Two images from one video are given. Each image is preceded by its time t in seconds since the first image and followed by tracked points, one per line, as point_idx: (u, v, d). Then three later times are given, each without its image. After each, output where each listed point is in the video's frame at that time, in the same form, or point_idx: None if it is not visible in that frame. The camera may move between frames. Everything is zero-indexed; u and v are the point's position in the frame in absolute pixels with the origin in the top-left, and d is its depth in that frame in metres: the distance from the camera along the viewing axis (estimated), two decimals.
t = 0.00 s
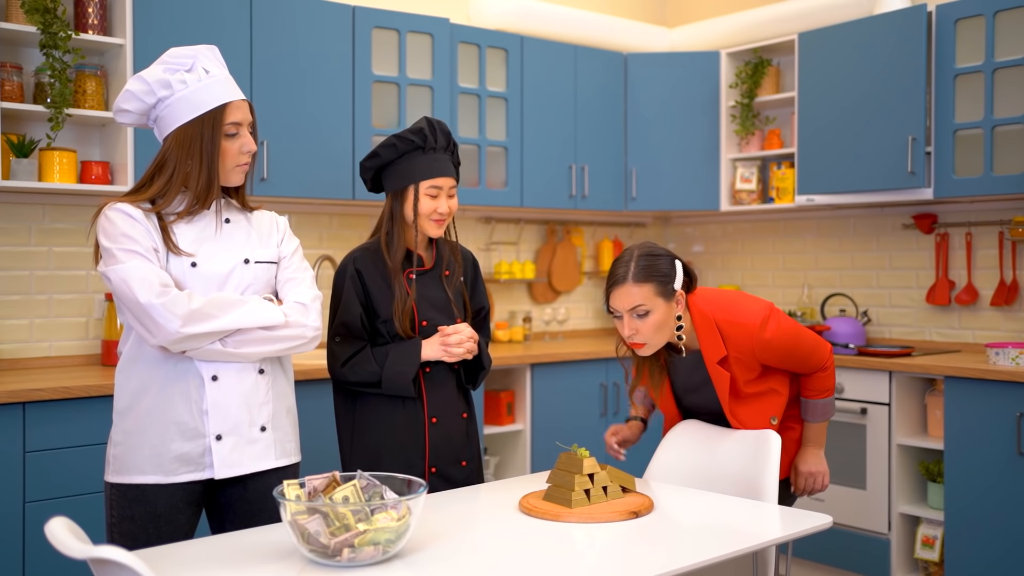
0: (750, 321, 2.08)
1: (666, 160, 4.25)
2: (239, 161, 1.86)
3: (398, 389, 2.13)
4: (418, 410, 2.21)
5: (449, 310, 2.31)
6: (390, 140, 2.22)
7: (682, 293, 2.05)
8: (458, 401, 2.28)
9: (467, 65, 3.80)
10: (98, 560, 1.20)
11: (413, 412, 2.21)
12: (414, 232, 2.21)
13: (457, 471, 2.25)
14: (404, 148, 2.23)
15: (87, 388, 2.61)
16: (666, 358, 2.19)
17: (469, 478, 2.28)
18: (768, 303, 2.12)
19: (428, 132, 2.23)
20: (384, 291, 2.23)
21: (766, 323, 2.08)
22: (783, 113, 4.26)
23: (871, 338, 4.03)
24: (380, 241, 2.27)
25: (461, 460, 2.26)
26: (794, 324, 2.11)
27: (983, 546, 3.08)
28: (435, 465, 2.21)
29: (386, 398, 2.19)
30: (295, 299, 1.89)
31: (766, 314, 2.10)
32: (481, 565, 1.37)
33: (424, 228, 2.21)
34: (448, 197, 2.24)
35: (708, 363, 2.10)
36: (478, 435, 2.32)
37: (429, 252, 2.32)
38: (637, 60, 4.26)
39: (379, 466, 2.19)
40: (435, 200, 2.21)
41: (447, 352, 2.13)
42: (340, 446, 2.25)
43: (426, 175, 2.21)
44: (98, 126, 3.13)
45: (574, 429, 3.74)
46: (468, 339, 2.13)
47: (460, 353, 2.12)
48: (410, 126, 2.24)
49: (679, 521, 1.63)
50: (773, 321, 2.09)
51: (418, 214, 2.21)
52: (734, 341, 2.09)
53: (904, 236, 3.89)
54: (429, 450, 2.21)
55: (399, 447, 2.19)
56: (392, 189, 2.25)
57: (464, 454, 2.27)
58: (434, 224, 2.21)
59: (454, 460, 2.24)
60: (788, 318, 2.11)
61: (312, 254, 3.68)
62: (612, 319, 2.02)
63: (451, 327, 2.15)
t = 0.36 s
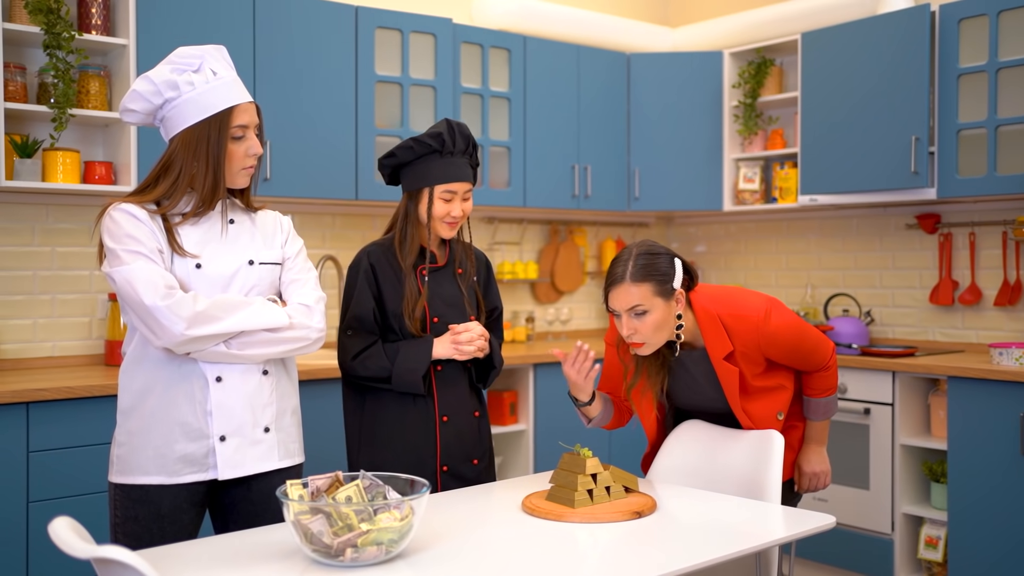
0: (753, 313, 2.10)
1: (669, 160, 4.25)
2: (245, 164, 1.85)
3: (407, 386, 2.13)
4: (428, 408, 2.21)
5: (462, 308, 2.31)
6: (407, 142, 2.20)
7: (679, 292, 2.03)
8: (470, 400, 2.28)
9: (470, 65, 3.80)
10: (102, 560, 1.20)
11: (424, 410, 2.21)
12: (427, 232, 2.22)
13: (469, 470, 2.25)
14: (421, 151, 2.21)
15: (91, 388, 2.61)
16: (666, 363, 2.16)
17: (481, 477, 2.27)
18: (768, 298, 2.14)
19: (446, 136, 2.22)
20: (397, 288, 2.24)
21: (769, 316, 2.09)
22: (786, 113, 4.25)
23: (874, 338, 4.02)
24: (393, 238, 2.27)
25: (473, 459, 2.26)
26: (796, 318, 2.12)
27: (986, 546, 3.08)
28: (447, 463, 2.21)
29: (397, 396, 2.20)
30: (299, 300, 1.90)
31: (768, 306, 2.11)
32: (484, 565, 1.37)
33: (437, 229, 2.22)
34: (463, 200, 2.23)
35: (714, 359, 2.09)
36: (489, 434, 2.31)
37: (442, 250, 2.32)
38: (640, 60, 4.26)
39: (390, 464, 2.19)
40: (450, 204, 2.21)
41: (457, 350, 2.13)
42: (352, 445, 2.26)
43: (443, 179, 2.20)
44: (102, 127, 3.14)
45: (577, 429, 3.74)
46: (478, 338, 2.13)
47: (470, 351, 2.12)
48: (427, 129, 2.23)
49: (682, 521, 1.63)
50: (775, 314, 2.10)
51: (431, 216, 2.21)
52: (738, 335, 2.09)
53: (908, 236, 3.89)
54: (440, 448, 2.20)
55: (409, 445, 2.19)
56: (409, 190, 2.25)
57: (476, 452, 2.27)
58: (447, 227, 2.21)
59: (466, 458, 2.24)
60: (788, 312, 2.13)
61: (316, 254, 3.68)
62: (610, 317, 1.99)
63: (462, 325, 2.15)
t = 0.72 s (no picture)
0: (754, 317, 2.09)
1: (669, 159, 4.25)
2: (246, 165, 1.85)
3: (419, 383, 2.13)
4: (439, 405, 2.21)
5: (477, 308, 2.31)
6: (418, 144, 2.22)
7: (682, 293, 2.02)
8: (482, 399, 2.27)
9: (471, 65, 3.80)
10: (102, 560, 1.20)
11: (435, 408, 2.21)
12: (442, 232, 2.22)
13: (479, 468, 2.25)
14: (431, 152, 2.23)
15: (91, 388, 2.61)
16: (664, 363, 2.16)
17: (491, 475, 2.27)
18: (770, 300, 2.13)
19: (455, 136, 2.22)
20: (413, 286, 2.24)
21: (770, 319, 2.09)
22: (786, 113, 4.25)
23: (875, 338, 4.02)
24: (411, 237, 2.28)
25: (483, 458, 2.26)
26: (797, 321, 2.12)
27: (988, 547, 3.08)
28: (456, 460, 2.22)
29: (409, 392, 2.20)
30: (298, 301, 1.90)
31: (769, 309, 2.11)
32: (484, 565, 1.37)
33: (452, 229, 2.21)
34: (477, 199, 2.22)
35: (714, 362, 2.08)
36: (500, 433, 2.31)
37: (460, 250, 2.31)
38: (641, 60, 4.26)
39: (400, 462, 2.19)
40: (463, 203, 2.20)
41: (470, 348, 2.12)
42: (362, 441, 2.26)
43: (454, 178, 2.20)
44: (102, 127, 3.14)
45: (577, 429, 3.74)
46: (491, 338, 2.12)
47: (483, 349, 2.11)
48: (438, 130, 2.23)
49: (682, 521, 1.63)
50: (776, 317, 2.09)
51: (446, 216, 2.21)
52: (739, 337, 2.09)
53: (908, 236, 3.89)
54: (450, 446, 2.21)
55: (419, 443, 2.19)
56: (423, 190, 2.26)
57: (487, 451, 2.27)
58: (462, 227, 2.20)
59: (476, 457, 2.24)
60: (790, 314, 2.12)
61: (316, 253, 3.69)
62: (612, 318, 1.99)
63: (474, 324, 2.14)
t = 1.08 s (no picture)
0: (760, 307, 2.09)
1: (670, 159, 4.25)
2: (261, 165, 1.84)
3: (421, 382, 2.13)
4: (440, 405, 2.21)
5: (479, 307, 2.31)
6: (416, 142, 2.23)
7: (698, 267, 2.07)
8: (483, 399, 2.27)
9: (470, 65, 3.80)
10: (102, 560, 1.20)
11: (436, 408, 2.21)
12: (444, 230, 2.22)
13: (481, 468, 2.25)
14: (429, 150, 2.23)
15: (91, 388, 2.61)
16: (667, 342, 2.18)
17: (493, 475, 2.27)
18: (777, 295, 2.14)
19: (453, 132, 2.22)
20: (415, 286, 2.24)
21: (775, 312, 2.09)
22: (786, 113, 4.25)
23: (875, 338, 4.02)
24: (412, 236, 2.28)
25: (485, 458, 2.26)
26: (802, 318, 2.12)
27: (989, 547, 3.08)
28: (458, 460, 2.22)
29: (412, 392, 2.21)
30: (299, 307, 1.90)
31: (776, 302, 2.12)
32: (484, 565, 1.37)
33: (454, 227, 2.20)
34: (477, 194, 2.23)
35: (716, 347, 2.10)
36: (502, 432, 2.31)
37: (462, 249, 2.31)
38: (641, 60, 4.26)
39: (403, 461, 2.19)
40: (463, 199, 2.20)
41: (472, 348, 2.11)
42: (366, 442, 2.26)
43: (453, 174, 2.20)
44: (102, 127, 3.14)
45: (577, 429, 3.74)
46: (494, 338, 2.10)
47: (485, 349, 2.10)
48: (434, 127, 2.23)
49: (682, 521, 1.62)
50: (781, 311, 2.10)
51: (447, 214, 2.21)
52: (743, 327, 2.09)
53: (908, 236, 3.89)
54: (452, 445, 2.21)
55: (420, 442, 2.19)
56: (423, 189, 2.26)
57: (489, 451, 2.26)
58: (464, 224, 2.20)
59: (478, 457, 2.24)
60: (796, 311, 2.12)
61: (316, 253, 3.69)
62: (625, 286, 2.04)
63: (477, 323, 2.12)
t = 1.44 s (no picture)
0: (777, 289, 2.14)
1: (670, 159, 4.25)
2: (273, 160, 1.86)
3: (417, 382, 2.13)
4: (436, 405, 2.21)
5: (477, 307, 2.31)
6: (407, 144, 2.23)
7: (728, 231, 2.15)
8: (480, 400, 2.27)
9: (470, 65, 3.80)
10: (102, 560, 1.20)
11: (433, 409, 2.21)
12: (442, 229, 2.21)
13: (476, 470, 2.25)
14: (422, 151, 2.23)
15: (91, 388, 2.61)
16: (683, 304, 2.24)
17: (488, 477, 2.27)
18: (793, 284, 2.19)
19: (444, 131, 2.22)
20: (412, 286, 2.24)
21: (788, 298, 2.14)
22: (786, 113, 4.25)
23: (875, 338, 4.02)
24: (409, 236, 2.28)
25: (480, 459, 2.26)
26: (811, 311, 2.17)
27: (988, 547, 3.07)
28: (454, 461, 2.21)
29: (408, 393, 2.20)
30: (303, 314, 1.89)
31: (792, 288, 2.17)
32: (484, 565, 1.37)
33: (454, 225, 2.19)
34: (474, 190, 2.22)
35: (729, 316, 2.15)
36: (498, 434, 2.31)
37: (459, 250, 2.31)
38: (641, 60, 4.26)
39: (398, 461, 2.19)
40: (462, 196, 2.20)
41: (470, 348, 2.10)
42: (362, 442, 2.26)
43: (448, 172, 2.20)
44: (102, 127, 3.14)
45: (577, 428, 3.74)
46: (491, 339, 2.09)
47: (483, 349, 2.09)
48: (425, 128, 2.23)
49: (682, 521, 1.63)
50: (794, 298, 2.14)
51: (445, 212, 2.20)
52: (758, 303, 2.14)
53: (908, 236, 3.89)
54: (447, 446, 2.21)
55: (416, 443, 2.19)
56: (419, 190, 2.26)
57: (484, 452, 2.26)
58: (464, 221, 2.19)
59: (473, 459, 2.24)
60: (807, 304, 2.17)
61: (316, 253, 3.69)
62: (658, 239, 2.13)
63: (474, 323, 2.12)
